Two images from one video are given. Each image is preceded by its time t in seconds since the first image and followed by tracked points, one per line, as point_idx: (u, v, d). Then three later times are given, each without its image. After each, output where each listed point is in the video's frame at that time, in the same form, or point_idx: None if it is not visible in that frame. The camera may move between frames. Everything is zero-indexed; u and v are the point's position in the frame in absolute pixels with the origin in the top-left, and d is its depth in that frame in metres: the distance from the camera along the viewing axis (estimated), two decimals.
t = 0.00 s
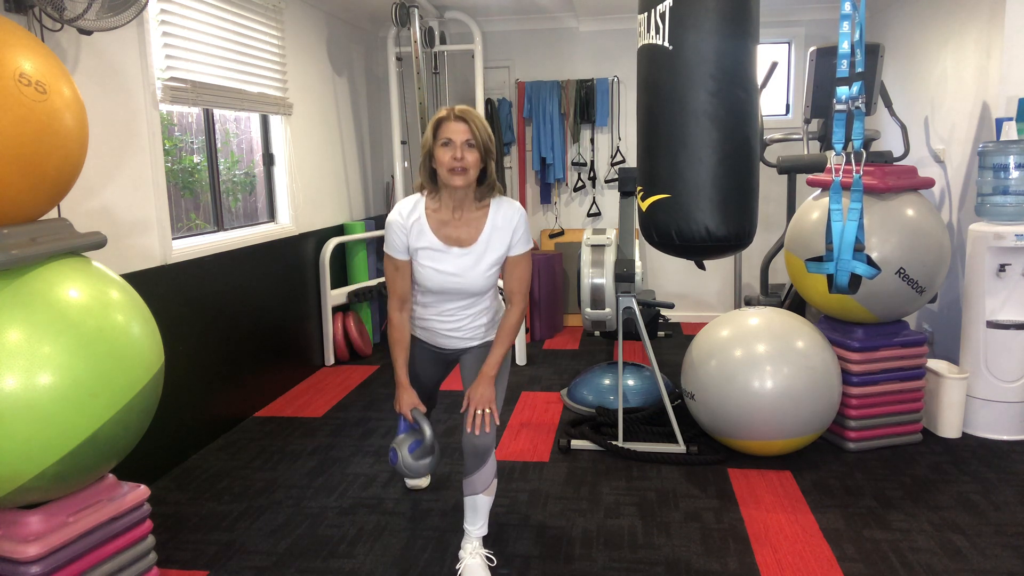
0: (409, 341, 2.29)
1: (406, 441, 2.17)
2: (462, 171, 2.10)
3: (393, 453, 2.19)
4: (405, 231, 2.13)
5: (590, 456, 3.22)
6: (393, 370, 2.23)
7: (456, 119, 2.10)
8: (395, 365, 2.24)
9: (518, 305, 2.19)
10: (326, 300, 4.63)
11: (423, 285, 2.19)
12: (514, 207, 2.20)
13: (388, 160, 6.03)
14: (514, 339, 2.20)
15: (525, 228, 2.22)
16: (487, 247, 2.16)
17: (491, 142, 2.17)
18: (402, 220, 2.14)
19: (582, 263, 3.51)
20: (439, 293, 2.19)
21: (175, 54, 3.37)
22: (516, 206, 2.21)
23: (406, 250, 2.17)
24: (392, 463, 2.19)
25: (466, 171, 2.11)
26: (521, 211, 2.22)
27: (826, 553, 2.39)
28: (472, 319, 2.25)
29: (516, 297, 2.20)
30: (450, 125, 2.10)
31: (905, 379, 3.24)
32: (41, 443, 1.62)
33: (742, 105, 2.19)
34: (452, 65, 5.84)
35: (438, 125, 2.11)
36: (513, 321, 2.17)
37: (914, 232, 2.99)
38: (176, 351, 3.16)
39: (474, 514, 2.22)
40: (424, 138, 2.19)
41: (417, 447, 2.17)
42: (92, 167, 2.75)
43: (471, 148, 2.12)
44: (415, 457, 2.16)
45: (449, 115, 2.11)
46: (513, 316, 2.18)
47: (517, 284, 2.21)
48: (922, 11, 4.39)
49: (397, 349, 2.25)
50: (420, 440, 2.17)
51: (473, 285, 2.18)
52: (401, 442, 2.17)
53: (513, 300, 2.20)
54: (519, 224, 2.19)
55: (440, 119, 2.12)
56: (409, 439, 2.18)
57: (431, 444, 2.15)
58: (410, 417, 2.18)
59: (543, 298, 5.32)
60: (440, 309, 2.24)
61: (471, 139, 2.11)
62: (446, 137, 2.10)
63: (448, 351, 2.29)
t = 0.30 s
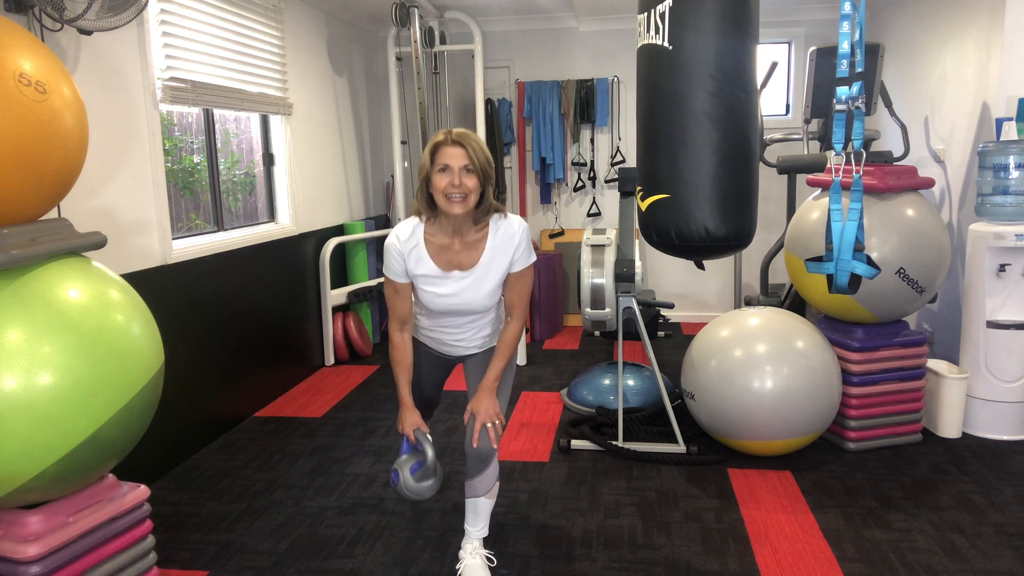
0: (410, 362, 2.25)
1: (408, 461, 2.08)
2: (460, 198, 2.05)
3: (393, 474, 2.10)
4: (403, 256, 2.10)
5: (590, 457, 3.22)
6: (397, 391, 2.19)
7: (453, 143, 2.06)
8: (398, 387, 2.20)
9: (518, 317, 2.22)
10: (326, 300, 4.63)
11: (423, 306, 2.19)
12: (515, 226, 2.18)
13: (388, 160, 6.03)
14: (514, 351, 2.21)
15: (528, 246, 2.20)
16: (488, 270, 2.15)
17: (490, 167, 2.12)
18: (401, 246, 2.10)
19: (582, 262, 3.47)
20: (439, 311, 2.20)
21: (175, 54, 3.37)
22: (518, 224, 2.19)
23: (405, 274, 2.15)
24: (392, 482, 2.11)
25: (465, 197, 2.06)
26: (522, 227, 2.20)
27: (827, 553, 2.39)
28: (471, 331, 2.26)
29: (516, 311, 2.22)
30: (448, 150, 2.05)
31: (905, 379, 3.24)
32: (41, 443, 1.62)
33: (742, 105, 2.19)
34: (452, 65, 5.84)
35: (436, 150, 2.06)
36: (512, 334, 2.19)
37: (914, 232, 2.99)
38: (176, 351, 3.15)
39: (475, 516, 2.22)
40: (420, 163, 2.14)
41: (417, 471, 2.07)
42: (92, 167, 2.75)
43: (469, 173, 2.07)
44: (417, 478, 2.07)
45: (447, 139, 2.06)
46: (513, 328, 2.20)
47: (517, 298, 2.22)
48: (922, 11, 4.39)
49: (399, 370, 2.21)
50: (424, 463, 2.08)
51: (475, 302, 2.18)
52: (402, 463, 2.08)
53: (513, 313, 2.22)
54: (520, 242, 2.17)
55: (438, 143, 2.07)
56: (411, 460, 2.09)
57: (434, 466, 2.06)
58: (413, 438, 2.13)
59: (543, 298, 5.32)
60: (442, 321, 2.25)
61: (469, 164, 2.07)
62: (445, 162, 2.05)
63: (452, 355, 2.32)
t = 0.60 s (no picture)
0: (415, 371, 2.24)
1: (413, 472, 2.10)
2: (462, 208, 2.04)
3: (398, 485, 2.12)
4: (405, 266, 2.11)
5: (590, 457, 3.22)
6: (403, 401, 2.19)
7: (456, 153, 2.06)
8: (403, 397, 2.19)
9: (518, 323, 2.22)
10: (326, 300, 4.63)
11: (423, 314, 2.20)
12: (516, 235, 2.18)
13: (388, 160, 6.03)
14: (514, 357, 2.22)
15: (529, 255, 2.20)
16: (489, 279, 2.15)
17: (492, 177, 2.11)
18: (402, 255, 2.10)
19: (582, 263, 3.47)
20: (439, 316, 2.21)
21: (175, 54, 3.37)
22: (519, 233, 2.19)
23: (407, 283, 2.15)
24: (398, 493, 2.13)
25: (467, 207, 2.05)
26: (523, 236, 2.20)
27: (826, 553, 2.39)
28: (469, 335, 2.26)
29: (516, 317, 2.22)
30: (451, 160, 2.05)
31: (905, 380, 3.24)
32: (41, 444, 1.62)
33: (742, 105, 2.19)
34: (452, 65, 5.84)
35: (439, 160, 2.06)
36: (513, 339, 2.20)
37: (914, 232, 2.99)
38: (176, 351, 3.16)
39: (475, 516, 2.22)
40: (423, 171, 2.13)
41: (422, 482, 2.08)
42: (92, 167, 2.75)
43: (472, 183, 2.06)
44: (422, 489, 2.07)
45: (450, 149, 2.06)
46: (514, 334, 2.21)
47: (518, 304, 2.22)
48: (921, 11, 4.39)
49: (404, 381, 2.20)
50: (428, 474, 2.09)
51: (475, 309, 2.18)
52: (408, 474, 2.10)
53: (513, 318, 2.22)
54: (521, 251, 2.17)
55: (441, 153, 2.06)
56: (416, 471, 2.11)
57: (438, 476, 2.07)
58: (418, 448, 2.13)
59: (543, 298, 5.32)
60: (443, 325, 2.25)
61: (472, 174, 2.06)
62: (447, 172, 2.05)
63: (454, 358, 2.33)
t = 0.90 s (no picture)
0: (416, 374, 2.24)
1: (416, 474, 2.11)
2: (462, 210, 2.04)
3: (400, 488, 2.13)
4: (405, 267, 2.11)
5: (589, 457, 3.22)
6: (404, 403, 2.19)
7: (457, 154, 2.05)
8: (404, 399, 2.19)
9: (518, 323, 2.22)
10: (326, 300, 4.63)
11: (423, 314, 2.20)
12: (516, 235, 2.18)
13: (388, 160, 6.03)
14: (514, 357, 2.22)
15: (529, 255, 2.20)
16: (489, 279, 2.15)
17: (493, 178, 2.11)
18: (402, 256, 2.10)
19: (582, 263, 3.41)
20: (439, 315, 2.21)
21: (175, 54, 3.37)
22: (519, 234, 2.19)
23: (407, 284, 2.15)
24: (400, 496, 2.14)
25: (468, 208, 2.05)
26: (523, 236, 2.20)
27: (827, 553, 2.39)
28: (468, 334, 2.26)
29: (516, 317, 2.22)
30: (452, 161, 2.05)
31: (905, 379, 3.24)
32: (41, 443, 1.62)
33: (742, 105, 2.19)
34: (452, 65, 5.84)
35: (440, 161, 2.06)
36: (513, 340, 2.20)
37: (914, 232, 2.99)
38: (176, 351, 3.16)
39: (476, 516, 2.22)
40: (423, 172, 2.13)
41: (422, 485, 2.09)
42: (92, 167, 2.75)
43: (472, 184, 2.06)
44: (423, 492, 2.08)
45: (451, 150, 2.06)
46: (514, 334, 2.21)
47: (518, 304, 2.22)
48: (922, 11, 4.39)
49: (405, 383, 2.20)
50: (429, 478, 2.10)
51: (476, 309, 2.18)
52: (410, 476, 2.11)
53: (513, 318, 2.22)
54: (521, 252, 2.17)
55: (442, 154, 2.06)
56: (419, 473, 2.12)
57: (440, 479, 2.05)
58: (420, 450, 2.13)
59: (543, 298, 5.32)
60: (443, 326, 2.26)
61: (473, 175, 2.06)
62: (448, 172, 2.05)
63: (454, 357, 2.33)
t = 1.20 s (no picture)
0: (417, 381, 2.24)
1: (410, 483, 2.10)
2: (460, 215, 2.05)
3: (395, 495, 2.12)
4: (405, 273, 2.10)
5: (589, 457, 3.22)
6: (403, 410, 2.19)
7: (455, 158, 2.05)
8: (403, 406, 2.19)
9: (518, 324, 2.21)
10: (326, 300, 4.62)
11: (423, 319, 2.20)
12: (516, 238, 2.17)
13: (388, 160, 6.03)
14: (514, 358, 2.21)
15: (529, 257, 2.19)
16: (489, 282, 2.15)
17: (491, 182, 2.12)
18: (402, 262, 2.10)
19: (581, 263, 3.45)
20: (439, 317, 2.21)
21: (175, 54, 3.37)
22: (519, 236, 2.18)
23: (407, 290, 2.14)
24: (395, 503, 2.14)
25: (466, 213, 2.06)
26: (522, 238, 2.19)
27: (827, 553, 2.39)
28: (468, 334, 2.27)
29: (517, 317, 2.22)
30: (449, 166, 2.05)
31: (905, 379, 3.24)
32: (42, 443, 1.62)
33: (742, 105, 2.19)
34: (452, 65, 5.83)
35: (437, 165, 2.06)
36: (513, 340, 2.20)
37: (914, 232, 2.99)
38: (176, 351, 3.15)
39: (476, 516, 2.22)
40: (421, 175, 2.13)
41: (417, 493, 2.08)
42: (92, 167, 2.75)
43: (470, 189, 2.07)
44: (418, 500, 2.07)
45: (449, 154, 2.05)
46: (514, 334, 2.20)
47: (518, 305, 2.21)
48: (922, 11, 4.39)
49: (404, 390, 2.20)
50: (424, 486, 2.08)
51: (476, 311, 2.18)
52: (404, 483, 2.09)
53: (513, 319, 2.22)
54: (521, 254, 2.17)
55: (439, 158, 2.06)
56: (413, 481, 2.11)
57: (434, 487, 2.07)
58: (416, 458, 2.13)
59: (543, 298, 5.32)
60: (443, 327, 2.26)
61: (470, 180, 2.06)
62: (446, 177, 2.05)
63: (454, 357, 2.33)
